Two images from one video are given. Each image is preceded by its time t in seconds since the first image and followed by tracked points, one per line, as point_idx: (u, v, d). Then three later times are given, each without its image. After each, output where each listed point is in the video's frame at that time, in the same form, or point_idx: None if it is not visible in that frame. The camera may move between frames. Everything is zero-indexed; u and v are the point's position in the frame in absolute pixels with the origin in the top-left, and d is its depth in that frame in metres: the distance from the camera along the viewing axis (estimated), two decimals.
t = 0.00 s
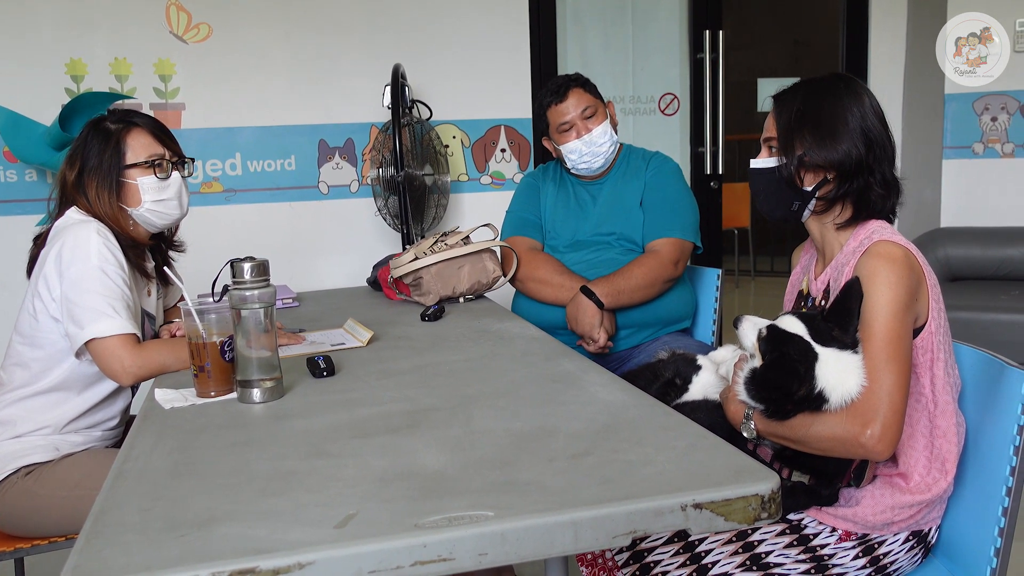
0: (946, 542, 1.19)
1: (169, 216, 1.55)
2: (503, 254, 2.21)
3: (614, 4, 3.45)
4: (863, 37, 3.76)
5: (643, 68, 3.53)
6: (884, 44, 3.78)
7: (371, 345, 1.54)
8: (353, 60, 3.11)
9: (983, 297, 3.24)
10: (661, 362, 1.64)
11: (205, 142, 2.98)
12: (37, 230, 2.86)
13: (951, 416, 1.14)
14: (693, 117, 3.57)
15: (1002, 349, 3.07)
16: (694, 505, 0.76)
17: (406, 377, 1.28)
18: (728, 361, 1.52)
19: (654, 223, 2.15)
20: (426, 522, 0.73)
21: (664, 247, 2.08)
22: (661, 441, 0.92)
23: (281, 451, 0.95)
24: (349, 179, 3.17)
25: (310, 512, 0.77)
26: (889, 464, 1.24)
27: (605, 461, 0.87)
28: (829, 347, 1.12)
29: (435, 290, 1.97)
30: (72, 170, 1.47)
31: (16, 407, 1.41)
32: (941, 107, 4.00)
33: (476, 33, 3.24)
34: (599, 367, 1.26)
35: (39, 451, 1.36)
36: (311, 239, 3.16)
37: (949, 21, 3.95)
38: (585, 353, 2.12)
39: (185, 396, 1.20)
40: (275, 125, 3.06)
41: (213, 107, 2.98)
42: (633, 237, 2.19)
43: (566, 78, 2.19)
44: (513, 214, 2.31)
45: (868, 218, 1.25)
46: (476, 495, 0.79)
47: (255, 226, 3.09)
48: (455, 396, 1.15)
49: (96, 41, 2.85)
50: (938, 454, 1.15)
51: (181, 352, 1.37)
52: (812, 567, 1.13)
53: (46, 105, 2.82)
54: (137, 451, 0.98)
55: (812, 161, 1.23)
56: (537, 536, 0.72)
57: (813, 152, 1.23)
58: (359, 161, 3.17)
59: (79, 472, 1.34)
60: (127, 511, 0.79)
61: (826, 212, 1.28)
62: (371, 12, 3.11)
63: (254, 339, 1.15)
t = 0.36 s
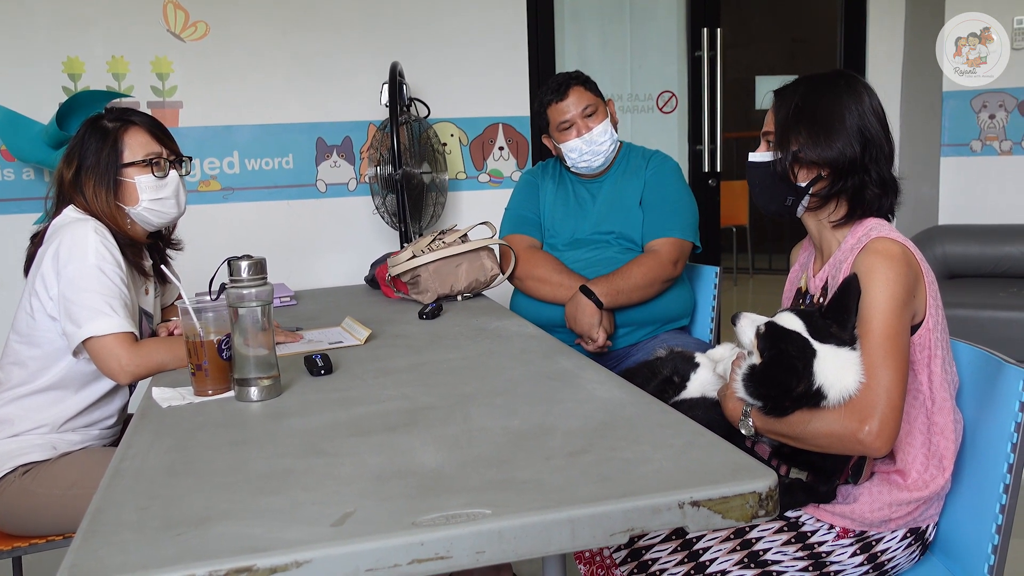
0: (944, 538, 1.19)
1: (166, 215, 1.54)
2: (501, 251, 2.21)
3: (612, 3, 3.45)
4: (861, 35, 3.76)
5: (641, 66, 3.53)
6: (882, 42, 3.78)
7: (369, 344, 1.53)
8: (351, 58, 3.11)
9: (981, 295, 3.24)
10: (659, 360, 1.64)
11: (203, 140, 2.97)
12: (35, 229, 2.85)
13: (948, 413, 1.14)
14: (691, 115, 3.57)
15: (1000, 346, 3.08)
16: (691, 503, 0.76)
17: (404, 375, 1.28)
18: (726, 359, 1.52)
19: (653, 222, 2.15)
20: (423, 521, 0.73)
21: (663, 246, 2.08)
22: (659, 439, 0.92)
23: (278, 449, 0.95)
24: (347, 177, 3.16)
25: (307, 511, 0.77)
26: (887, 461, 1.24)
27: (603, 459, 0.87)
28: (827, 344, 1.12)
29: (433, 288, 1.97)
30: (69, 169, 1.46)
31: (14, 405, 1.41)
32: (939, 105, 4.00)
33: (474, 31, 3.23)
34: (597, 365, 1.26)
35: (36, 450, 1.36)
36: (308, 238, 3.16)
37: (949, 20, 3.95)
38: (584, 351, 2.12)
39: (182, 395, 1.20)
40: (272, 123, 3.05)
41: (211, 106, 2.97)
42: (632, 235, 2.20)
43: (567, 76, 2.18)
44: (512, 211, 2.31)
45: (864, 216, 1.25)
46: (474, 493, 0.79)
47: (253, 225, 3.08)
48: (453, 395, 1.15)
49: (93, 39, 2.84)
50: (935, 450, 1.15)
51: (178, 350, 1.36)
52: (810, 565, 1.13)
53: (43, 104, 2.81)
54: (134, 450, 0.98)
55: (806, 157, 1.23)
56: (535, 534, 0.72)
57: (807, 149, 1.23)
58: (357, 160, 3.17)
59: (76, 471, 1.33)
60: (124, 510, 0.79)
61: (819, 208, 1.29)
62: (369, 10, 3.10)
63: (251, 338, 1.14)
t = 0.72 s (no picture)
0: (943, 537, 1.20)
1: (165, 212, 1.54)
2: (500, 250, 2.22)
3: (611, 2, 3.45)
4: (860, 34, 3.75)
5: (639, 65, 3.53)
6: (881, 41, 3.78)
7: (367, 343, 1.53)
8: (349, 57, 3.11)
9: (979, 293, 3.24)
10: (658, 359, 1.64)
11: (201, 139, 2.97)
12: (33, 228, 2.85)
13: (947, 413, 1.14)
14: (689, 113, 3.57)
15: (999, 344, 3.08)
16: (690, 501, 0.76)
17: (403, 374, 1.28)
18: (725, 358, 1.53)
19: (652, 221, 2.14)
20: (422, 520, 0.73)
21: (662, 246, 2.08)
22: (658, 438, 0.92)
23: (276, 449, 0.95)
24: (345, 176, 3.16)
25: (306, 510, 0.77)
26: (886, 460, 1.24)
27: (601, 458, 0.87)
28: (827, 343, 1.12)
29: (432, 287, 1.96)
30: (65, 171, 1.46)
31: (13, 404, 1.40)
32: (937, 104, 4.00)
33: (472, 30, 3.23)
34: (596, 363, 1.26)
35: (36, 449, 1.35)
36: (307, 236, 3.16)
37: (948, 20, 3.94)
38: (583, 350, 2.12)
39: (181, 394, 1.20)
40: (270, 122, 3.05)
41: (209, 104, 2.97)
42: (632, 234, 2.20)
43: (568, 75, 2.18)
44: (511, 209, 2.31)
45: (864, 215, 1.25)
46: (472, 492, 0.79)
47: (251, 224, 3.08)
48: (451, 393, 1.15)
49: (91, 37, 2.83)
50: (934, 449, 1.15)
51: (177, 348, 1.36)
52: (809, 563, 1.14)
53: (42, 102, 2.81)
54: (133, 449, 0.98)
55: (808, 154, 1.23)
56: (533, 533, 0.72)
57: (808, 146, 1.23)
58: (355, 158, 3.16)
59: (75, 470, 1.33)
60: (123, 509, 0.79)
61: (819, 205, 1.29)
62: (368, 8, 3.10)
63: (250, 336, 1.14)
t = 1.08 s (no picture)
0: (942, 536, 1.20)
1: (158, 199, 1.54)
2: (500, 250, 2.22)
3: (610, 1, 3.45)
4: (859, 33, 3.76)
5: (638, 65, 3.53)
6: (880, 40, 3.78)
7: (367, 343, 1.53)
8: (348, 57, 3.11)
9: (979, 292, 3.25)
10: (658, 359, 1.64)
11: (200, 140, 2.97)
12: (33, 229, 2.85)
13: (948, 412, 1.14)
14: (689, 112, 3.57)
15: (999, 343, 3.08)
16: (690, 501, 0.76)
17: (403, 374, 1.28)
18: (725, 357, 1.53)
19: (653, 222, 2.15)
20: (422, 520, 0.73)
21: (662, 245, 2.08)
22: (658, 439, 0.92)
23: (276, 449, 0.95)
24: (344, 176, 3.16)
25: (305, 511, 0.77)
26: (886, 460, 1.24)
27: (601, 458, 0.87)
28: (827, 343, 1.12)
29: (432, 287, 1.96)
30: (44, 181, 1.46)
31: (13, 405, 1.40)
32: (936, 103, 4.00)
33: (471, 30, 3.23)
34: (596, 364, 1.26)
35: (35, 450, 1.35)
36: (306, 237, 3.16)
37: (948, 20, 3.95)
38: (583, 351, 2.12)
39: (181, 395, 1.20)
40: (270, 123, 3.05)
41: (209, 105, 2.97)
42: (631, 234, 2.20)
43: (566, 75, 2.18)
44: (511, 209, 2.31)
45: (864, 215, 1.25)
46: (473, 492, 0.79)
47: (251, 224, 3.08)
48: (451, 394, 1.15)
49: (91, 38, 2.83)
50: (935, 450, 1.15)
51: (177, 349, 1.37)
52: (809, 563, 1.13)
53: (41, 103, 2.81)
54: (133, 450, 0.98)
55: (809, 155, 1.23)
56: (533, 534, 0.72)
57: (810, 146, 1.23)
58: (355, 159, 3.16)
59: (75, 471, 1.33)
60: (123, 510, 0.79)
61: (820, 206, 1.29)
62: (367, 8, 3.10)
63: (250, 336, 1.14)
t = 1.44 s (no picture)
0: (942, 538, 1.20)
1: (160, 201, 1.55)
2: (500, 251, 2.21)
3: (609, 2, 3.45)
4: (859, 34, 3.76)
5: (638, 66, 3.53)
6: (879, 41, 3.79)
7: (367, 344, 1.53)
8: (348, 58, 3.11)
9: (979, 294, 3.25)
10: (658, 360, 1.64)
11: (201, 140, 2.97)
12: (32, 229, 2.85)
13: (946, 416, 1.14)
14: (689, 113, 3.57)
15: (999, 345, 3.08)
16: (689, 503, 0.76)
17: (402, 375, 1.28)
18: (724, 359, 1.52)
19: (652, 223, 2.15)
20: (422, 522, 0.73)
21: (661, 247, 2.08)
22: (657, 440, 0.92)
23: (276, 450, 0.95)
24: (345, 177, 3.16)
25: (305, 512, 0.77)
26: (885, 462, 1.24)
27: (600, 460, 0.87)
28: (825, 348, 1.12)
29: (432, 288, 1.97)
30: (48, 181, 1.47)
31: (13, 406, 1.40)
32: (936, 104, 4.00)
33: (471, 30, 3.23)
34: (596, 365, 1.27)
35: (35, 451, 1.35)
36: (306, 237, 3.16)
37: (948, 21, 3.95)
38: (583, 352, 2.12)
39: (180, 396, 1.20)
40: (270, 123, 3.05)
41: (209, 105, 2.97)
42: (631, 236, 2.20)
43: (567, 76, 2.18)
44: (511, 209, 2.31)
45: (864, 220, 1.25)
46: (472, 494, 0.79)
47: (251, 225, 3.08)
48: (451, 395, 1.15)
49: (91, 39, 2.83)
50: (934, 452, 1.16)
51: (177, 349, 1.37)
52: (809, 565, 1.14)
53: (41, 103, 2.81)
54: (133, 451, 0.98)
55: (811, 156, 1.23)
56: (533, 535, 0.72)
57: (812, 146, 1.23)
58: (355, 160, 3.16)
59: (74, 472, 1.33)
60: (123, 511, 0.79)
61: (819, 209, 1.29)
62: (367, 9, 3.10)
63: (250, 336, 1.14)
